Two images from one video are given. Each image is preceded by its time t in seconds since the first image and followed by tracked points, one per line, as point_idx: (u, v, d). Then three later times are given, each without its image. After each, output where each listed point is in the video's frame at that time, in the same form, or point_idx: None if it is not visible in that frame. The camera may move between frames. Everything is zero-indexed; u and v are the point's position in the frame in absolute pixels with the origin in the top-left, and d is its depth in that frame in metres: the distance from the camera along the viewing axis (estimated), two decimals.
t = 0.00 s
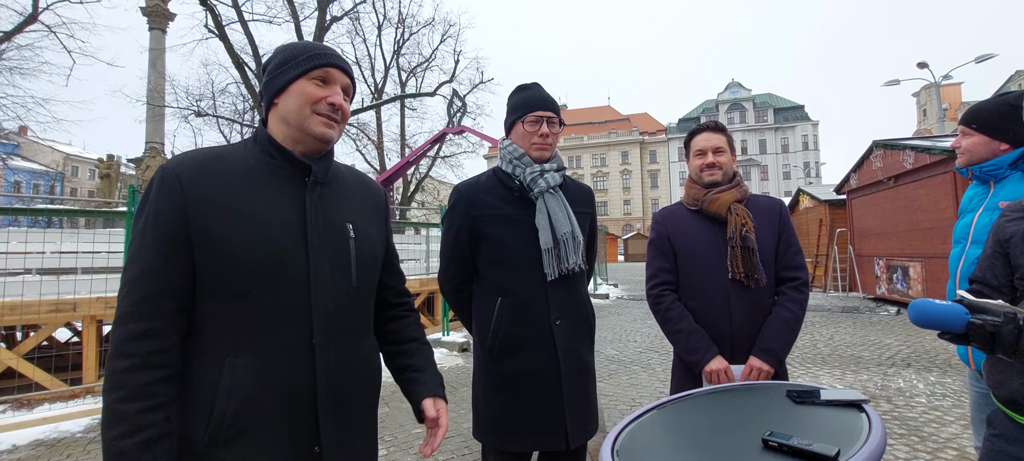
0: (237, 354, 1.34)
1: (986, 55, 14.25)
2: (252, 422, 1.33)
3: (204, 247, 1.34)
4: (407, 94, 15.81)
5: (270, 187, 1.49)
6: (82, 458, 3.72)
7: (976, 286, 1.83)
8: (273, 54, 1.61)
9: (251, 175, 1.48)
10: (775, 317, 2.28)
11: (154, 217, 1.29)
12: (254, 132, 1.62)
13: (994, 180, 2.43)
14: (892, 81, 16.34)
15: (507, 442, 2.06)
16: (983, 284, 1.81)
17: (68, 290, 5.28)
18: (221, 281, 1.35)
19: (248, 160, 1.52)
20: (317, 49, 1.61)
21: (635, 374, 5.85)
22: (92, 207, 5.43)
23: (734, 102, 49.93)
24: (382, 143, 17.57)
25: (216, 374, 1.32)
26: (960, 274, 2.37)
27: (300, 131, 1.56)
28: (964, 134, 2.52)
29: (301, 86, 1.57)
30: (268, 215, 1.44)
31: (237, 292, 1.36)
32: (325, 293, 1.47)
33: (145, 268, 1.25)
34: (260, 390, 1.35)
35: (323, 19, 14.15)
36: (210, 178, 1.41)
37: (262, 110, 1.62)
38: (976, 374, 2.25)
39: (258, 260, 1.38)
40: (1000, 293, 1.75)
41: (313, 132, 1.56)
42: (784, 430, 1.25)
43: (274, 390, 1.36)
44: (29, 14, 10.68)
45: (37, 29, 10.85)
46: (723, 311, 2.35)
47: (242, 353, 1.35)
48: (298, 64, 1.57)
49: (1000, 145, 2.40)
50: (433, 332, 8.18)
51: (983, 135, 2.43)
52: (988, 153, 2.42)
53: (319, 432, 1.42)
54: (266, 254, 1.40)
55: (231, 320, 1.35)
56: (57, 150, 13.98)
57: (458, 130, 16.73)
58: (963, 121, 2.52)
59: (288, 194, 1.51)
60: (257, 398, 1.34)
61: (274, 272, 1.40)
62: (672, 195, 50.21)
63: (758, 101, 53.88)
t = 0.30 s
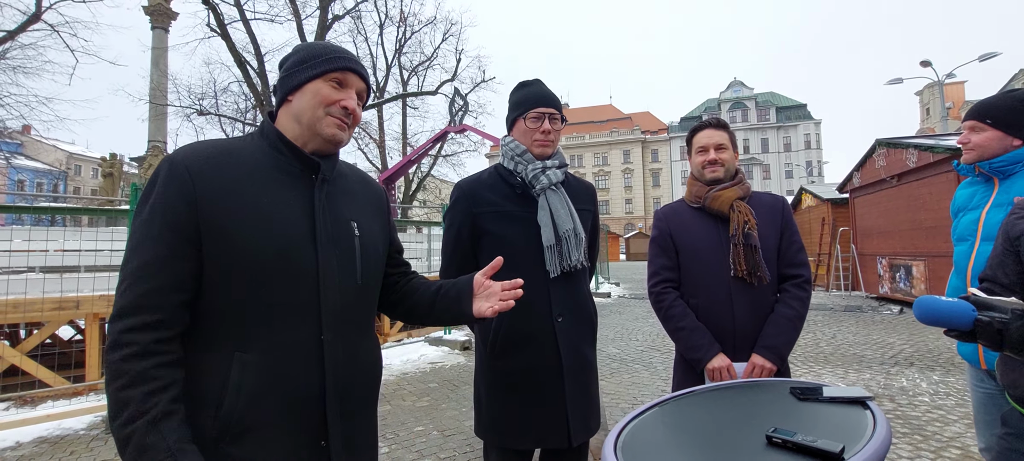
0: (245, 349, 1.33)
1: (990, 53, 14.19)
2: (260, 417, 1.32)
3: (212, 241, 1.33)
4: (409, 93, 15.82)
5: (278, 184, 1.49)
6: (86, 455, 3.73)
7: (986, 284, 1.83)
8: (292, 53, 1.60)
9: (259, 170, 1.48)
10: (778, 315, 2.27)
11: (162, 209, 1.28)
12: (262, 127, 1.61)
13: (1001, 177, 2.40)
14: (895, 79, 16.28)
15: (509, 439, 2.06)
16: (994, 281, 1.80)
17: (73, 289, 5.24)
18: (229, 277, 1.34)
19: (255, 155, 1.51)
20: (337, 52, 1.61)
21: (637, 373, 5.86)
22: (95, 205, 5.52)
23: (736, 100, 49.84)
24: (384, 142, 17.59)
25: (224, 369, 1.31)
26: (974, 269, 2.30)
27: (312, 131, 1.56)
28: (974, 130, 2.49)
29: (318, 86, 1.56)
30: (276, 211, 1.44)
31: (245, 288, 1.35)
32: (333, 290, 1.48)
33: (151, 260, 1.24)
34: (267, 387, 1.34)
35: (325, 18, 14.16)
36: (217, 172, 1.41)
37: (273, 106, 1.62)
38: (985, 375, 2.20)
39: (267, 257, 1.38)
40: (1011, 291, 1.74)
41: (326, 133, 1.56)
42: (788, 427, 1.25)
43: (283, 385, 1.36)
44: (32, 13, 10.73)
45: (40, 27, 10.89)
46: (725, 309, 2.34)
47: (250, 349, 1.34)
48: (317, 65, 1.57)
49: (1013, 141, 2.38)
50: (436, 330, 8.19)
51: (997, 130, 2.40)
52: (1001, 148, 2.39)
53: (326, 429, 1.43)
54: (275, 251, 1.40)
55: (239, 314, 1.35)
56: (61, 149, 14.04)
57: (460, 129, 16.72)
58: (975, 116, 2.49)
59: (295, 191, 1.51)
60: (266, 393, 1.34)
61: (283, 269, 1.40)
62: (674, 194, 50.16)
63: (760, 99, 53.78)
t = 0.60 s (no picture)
0: (246, 348, 1.34)
1: (994, 52, 14.13)
2: (259, 416, 1.33)
3: (212, 238, 1.34)
4: (411, 91, 15.81)
5: (280, 182, 1.49)
6: (88, 453, 3.74)
7: (1001, 285, 1.84)
8: (290, 51, 1.60)
9: (260, 169, 1.48)
10: (780, 314, 2.26)
11: (162, 206, 1.29)
12: (264, 126, 1.61)
13: (1006, 176, 2.38)
14: (899, 78, 16.21)
15: (511, 438, 2.06)
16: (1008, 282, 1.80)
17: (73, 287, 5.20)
18: (229, 275, 1.35)
19: (257, 154, 1.52)
20: (335, 49, 1.61)
21: (638, 371, 5.86)
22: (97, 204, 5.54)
23: (739, 99, 49.71)
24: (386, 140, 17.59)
25: (224, 367, 1.31)
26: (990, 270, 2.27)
27: (315, 128, 1.56)
28: (989, 127, 2.43)
29: (319, 84, 1.56)
30: (277, 209, 1.44)
31: (245, 287, 1.36)
32: (334, 290, 1.47)
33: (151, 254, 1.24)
34: (266, 386, 1.34)
35: (326, 16, 14.14)
36: (219, 170, 1.41)
37: (275, 105, 1.62)
38: (995, 377, 2.18)
39: (268, 255, 1.38)
40: None
41: (330, 130, 1.56)
42: (791, 426, 1.25)
43: (282, 384, 1.36)
44: (35, 11, 10.74)
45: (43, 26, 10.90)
46: (727, 308, 2.34)
47: (250, 348, 1.34)
48: (317, 62, 1.57)
49: None
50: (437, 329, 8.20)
51: (1014, 128, 2.37)
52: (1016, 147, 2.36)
53: (326, 429, 1.42)
54: (275, 250, 1.40)
55: (239, 312, 1.35)
56: (63, 147, 14.06)
57: (461, 127, 16.69)
58: (990, 113, 2.43)
59: (296, 190, 1.50)
60: (265, 393, 1.34)
61: (283, 268, 1.40)
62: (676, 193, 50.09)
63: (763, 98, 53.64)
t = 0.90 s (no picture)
0: (252, 345, 1.34)
1: (996, 51, 14.09)
2: (266, 411, 1.33)
3: (217, 235, 1.34)
4: (412, 90, 15.80)
5: (283, 179, 1.49)
6: (90, 450, 3.75)
7: (1008, 283, 1.85)
8: (286, 49, 1.60)
9: (263, 167, 1.48)
10: (782, 313, 2.26)
11: (167, 203, 1.30)
12: (266, 124, 1.61)
13: (1012, 176, 2.38)
14: (901, 77, 16.17)
15: (512, 436, 2.06)
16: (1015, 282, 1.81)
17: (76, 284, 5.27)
18: (232, 272, 1.35)
19: (260, 152, 1.52)
20: (331, 41, 1.61)
21: (640, 370, 5.86)
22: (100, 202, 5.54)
23: (740, 98, 49.63)
24: (387, 139, 17.59)
25: (231, 364, 1.32)
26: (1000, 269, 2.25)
27: (318, 124, 1.56)
28: (997, 127, 2.42)
29: (319, 79, 1.56)
30: (280, 206, 1.44)
31: (248, 285, 1.36)
32: (338, 286, 1.47)
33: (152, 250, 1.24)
34: (272, 382, 1.34)
35: (328, 14, 14.13)
36: (222, 168, 1.41)
37: (276, 104, 1.62)
38: (1002, 377, 2.17)
39: (272, 252, 1.38)
40: None
41: (333, 124, 1.57)
42: (794, 425, 1.24)
43: (287, 381, 1.36)
44: (36, 9, 10.75)
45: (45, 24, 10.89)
46: (729, 307, 2.34)
47: (256, 344, 1.35)
48: (315, 57, 1.57)
49: None
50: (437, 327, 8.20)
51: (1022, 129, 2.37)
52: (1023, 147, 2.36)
53: (332, 424, 1.42)
54: (280, 247, 1.40)
55: (243, 310, 1.35)
56: (65, 146, 14.08)
57: (462, 126, 16.66)
58: (999, 113, 2.42)
59: (299, 187, 1.50)
60: (272, 389, 1.34)
61: (288, 264, 1.40)
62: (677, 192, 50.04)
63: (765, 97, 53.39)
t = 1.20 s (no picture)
0: (255, 342, 1.35)
1: (1000, 50, 14.03)
2: (269, 408, 1.34)
3: (220, 233, 1.35)
4: (414, 88, 15.81)
5: (285, 178, 1.49)
6: (96, 446, 3.77)
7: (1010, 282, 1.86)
8: (291, 47, 1.60)
9: (266, 164, 1.49)
10: (786, 312, 2.26)
11: (170, 201, 1.31)
12: (271, 123, 1.62)
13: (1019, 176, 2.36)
14: (905, 75, 16.12)
15: (516, 434, 2.06)
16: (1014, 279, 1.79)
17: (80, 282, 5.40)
18: (234, 269, 1.35)
19: (262, 150, 1.52)
20: (335, 41, 1.61)
21: (642, 369, 5.86)
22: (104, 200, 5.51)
23: (743, 96, 49.52)
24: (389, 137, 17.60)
25: (234, 361, 1.33)
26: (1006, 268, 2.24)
27: (323, 123, 1.57)
28: (1004, 126, 2.39)
29: (324, 78, 1.57)
30: (282, 204, 1.44)
31: (250, 282, 1.36)
32: (341, 283, 1.48)
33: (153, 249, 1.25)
34: (274, 379, 1.35)
35: (330, 13, 14.14)
36: (223, 166, 1.42)
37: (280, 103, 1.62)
38: (1007, 377, 2.16)
39: (273, 249, 1.39)
40: None
41: (337, 124, 1.58)
42: (799, 423, 1.25)
43: (289, 377, 1.37)
44: (39, 7, 10.76)
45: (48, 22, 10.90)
46: (733, 305, 2.35)
47: (259, 342, 1.35)
48: (321, 56, 1.57)
49: None
50: (440, 325, 8.21)
51: None
52: None
53: (335, 421, 1.43)
54: (281, 245, 1.40)
55: (245, 306, 1.36)
56: (68, 144, 14.12)
57: (465, 124, 16.65)
58: (1006, 112, 2.39)
59: (301, 184, 1.51)
60: (276, 386, 1.35)
61: (290, 262, 1.41)
62: (679, 191, 49.96)
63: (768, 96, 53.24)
